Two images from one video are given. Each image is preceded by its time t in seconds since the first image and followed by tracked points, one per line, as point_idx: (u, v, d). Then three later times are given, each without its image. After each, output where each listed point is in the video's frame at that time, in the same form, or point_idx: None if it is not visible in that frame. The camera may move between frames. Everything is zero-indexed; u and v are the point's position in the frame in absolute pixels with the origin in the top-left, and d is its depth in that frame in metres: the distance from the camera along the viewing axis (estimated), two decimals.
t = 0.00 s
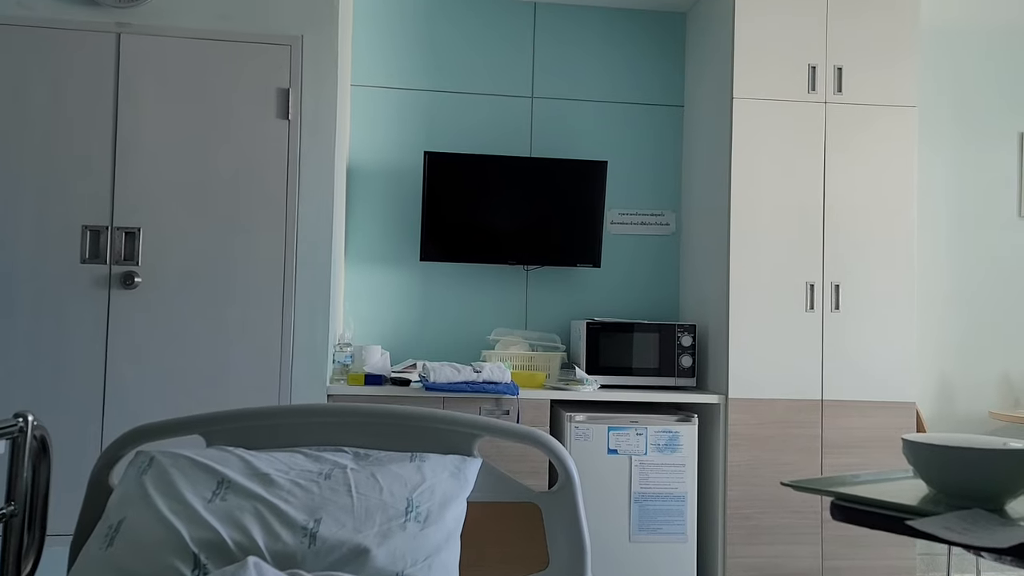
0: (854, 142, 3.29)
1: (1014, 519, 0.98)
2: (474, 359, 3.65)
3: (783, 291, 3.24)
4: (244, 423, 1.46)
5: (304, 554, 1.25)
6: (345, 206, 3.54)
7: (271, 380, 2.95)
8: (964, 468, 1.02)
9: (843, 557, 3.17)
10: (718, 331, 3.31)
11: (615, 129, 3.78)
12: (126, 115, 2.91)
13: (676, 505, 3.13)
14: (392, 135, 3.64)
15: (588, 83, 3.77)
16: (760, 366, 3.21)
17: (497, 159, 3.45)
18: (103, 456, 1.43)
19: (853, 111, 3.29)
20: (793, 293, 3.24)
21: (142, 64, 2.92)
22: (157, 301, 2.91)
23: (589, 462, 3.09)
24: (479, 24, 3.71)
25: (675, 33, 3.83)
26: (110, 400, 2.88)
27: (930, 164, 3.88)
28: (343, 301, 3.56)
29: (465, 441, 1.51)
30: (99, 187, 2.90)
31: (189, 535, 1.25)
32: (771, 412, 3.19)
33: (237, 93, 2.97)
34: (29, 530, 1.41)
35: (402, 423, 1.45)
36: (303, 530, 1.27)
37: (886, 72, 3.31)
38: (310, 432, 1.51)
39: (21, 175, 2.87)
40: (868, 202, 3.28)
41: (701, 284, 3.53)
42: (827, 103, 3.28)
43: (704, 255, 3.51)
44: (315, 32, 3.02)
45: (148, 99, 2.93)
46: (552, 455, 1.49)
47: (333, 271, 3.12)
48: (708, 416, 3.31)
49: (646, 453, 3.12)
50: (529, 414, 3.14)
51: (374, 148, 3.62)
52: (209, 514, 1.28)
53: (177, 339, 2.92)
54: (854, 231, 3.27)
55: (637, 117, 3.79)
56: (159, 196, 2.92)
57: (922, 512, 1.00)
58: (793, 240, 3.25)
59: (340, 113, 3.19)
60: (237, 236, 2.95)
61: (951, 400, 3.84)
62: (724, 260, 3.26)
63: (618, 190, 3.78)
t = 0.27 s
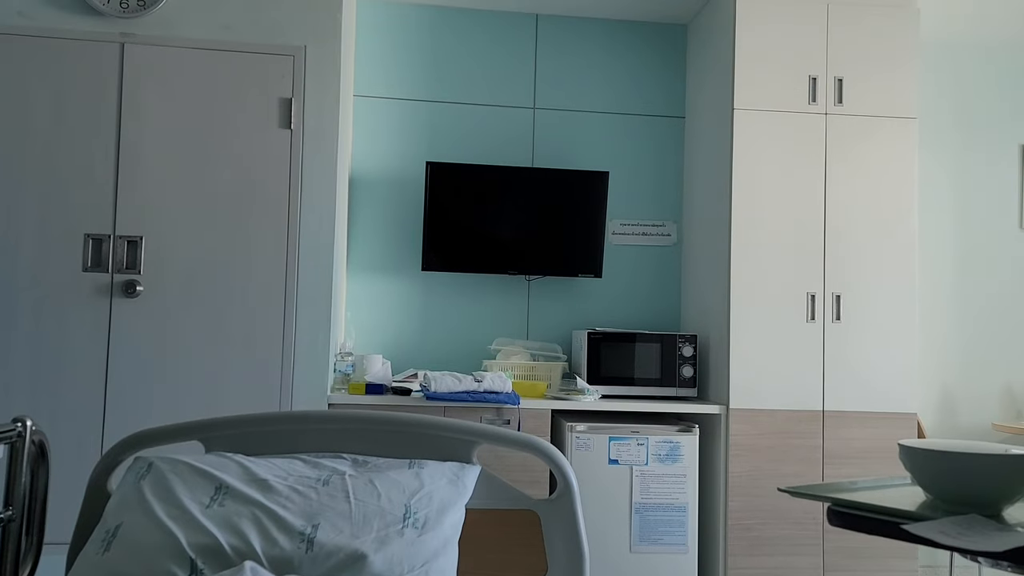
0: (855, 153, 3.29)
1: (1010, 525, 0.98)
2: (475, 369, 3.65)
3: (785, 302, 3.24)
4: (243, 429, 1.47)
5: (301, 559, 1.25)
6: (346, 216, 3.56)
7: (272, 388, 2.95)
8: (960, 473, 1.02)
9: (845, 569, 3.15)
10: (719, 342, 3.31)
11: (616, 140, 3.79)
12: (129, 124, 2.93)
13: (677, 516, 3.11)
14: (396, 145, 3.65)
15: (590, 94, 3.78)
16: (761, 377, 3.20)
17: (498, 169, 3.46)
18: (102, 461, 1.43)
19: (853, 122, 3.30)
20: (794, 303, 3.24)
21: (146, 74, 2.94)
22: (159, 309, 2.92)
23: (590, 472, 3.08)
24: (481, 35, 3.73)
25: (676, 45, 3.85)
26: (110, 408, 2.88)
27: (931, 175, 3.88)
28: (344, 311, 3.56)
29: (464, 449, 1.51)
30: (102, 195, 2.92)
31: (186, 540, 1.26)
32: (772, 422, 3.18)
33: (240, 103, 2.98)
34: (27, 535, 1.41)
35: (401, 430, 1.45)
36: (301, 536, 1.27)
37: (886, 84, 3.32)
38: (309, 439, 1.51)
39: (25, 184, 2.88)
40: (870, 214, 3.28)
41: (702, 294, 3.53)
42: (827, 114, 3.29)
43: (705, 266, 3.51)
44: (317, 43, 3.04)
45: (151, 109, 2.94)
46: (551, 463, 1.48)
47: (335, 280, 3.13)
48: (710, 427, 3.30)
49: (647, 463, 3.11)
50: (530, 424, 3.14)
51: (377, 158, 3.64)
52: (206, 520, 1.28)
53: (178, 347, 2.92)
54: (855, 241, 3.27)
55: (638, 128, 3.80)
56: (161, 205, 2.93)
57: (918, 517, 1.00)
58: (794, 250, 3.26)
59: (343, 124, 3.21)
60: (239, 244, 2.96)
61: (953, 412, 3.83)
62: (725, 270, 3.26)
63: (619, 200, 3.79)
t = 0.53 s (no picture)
0: (855, 163, 3.30)
1: (1000, 527, 0.98)
2: (474, 376, 3.65)
3: (784, 311, 3.24)
4: (238, 430, 1.47)
5: (293, 559, 1.25)
6: (347, 222, 3.56)
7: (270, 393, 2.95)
8: (952, 476, 1.02)
9: None
10: (718, 350, 3.31)
11: (617, 148, 3.80)
12: (131, 128, 2.94)
13: (675, 524, 3.11)
14: (397, 151, 3.66)
15: (591, 102, 3.79)
16: (760, 386, 3.20)
17: (499, 177, 3.47)
18: (97, 461, 1.43)
19: (853, 132, 3.31)
20: (794, 312, 3.24)
21: (148, 79, 2.96)
22: (158, 314, 2.92)
23: (588, 480, 3.07)
24: (482, 43, 3.74)
25: (677, 54, 3.86)
26: (109, 412, 2.88)
27: (931, 185, 3.88)
28: (344, 317, 3.56)
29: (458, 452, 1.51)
30: (103, 200, 2.92)
31: (179, 540, 1.26)
32: (772, 431, 3.18)
33: (241, 109, 3.00)
34: (21, 533, 1.42)
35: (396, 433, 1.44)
36: (294, 536, 1.27)
37: (886, 94, 3.33)
38: (305, 440, 1.51)
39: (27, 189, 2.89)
40: (870, 223, 3.29)
41: (701, 302, 3.53)
42: (827, 124, 3.30)
43: (705, 274, 3.51)
44: (318, 49, 3.05)
45: (153, 115, 2.96)
46: (546, 467, 1.48)
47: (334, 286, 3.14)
48: (709, 435, 3.29)
49: (645, 471, 3.10)
50: (529, 431, 3.13)
51: (378, 165, 3.65)
52: (199, 520, 1.28)
53: (176, 351, 2.92)
54: (855, 250, 3.28)
55: (638, 137, 3.81)
56: (162, 210, 2.94)
57: (909, 519, 1.00)
58: (794, 259, 3.26)
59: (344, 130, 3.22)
60: (240, 249, 2.97)
61: (953, 422, 3.82)
62: (725, 278, 3.27)
63: (619, 208, 3.79)
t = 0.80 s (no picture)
0: (857, 187, 3.31)
1: (999, 542, 0.97)
2: (475, 397, 3.64)
3: (786, 334, 3.24)
4: (237, 443, 1.46)
5: (290, 571, 1.24)
6: (351, 242, 3.58)
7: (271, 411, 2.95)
8: (950, 491, 1.02)
9: None
10: (721, 373, 3.30)
11: (620, 171, 3.82)
12: (137, 148, 2.97)
13: (676, 548, 3.08)
14: (401, 172, 3.69)
15: (595, 126, 3.82)
16: (763, 409, 3.19)
17: (503, 199, 3.49)
18: (96, 474, 1.43)
19: (855, 157, 3.32)
20: (796, 336, 3.24)
21: (156, 99, 2.99)
22: (161, 332, 2.93)
23: (589, 502, 3.05)
24: (487, 67, 3.78)
25: (680, 79, 3.89)
26: (110, 430, 2.88)
27: (932, 210, 3.90)
28: (346, 337, 3.57)
29: (458, 468, 1.50)
30: (108, 218, 2.94)
31: (176, 552, 1.25)
32: (774, 455, 3.16)
33: (247, 129, 3.03)
34: (18, 545, 1.41)
35: (395, 448, 1.44)
36: (291, 549, 1.26)
37: (887, 119, 3.35)
38: (304, 455, 1.51)
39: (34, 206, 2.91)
40: (872, 247, 3.29)
41: (704, 325, 3.53)
42: (829, 148, 3.32)
43: (708, 297, 3.51)
44: (324, 71, 3.09)
45: (160, 134, 2.98)
46: (545, 484, 1.48)
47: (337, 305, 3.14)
48: (711, 459, 3.27)
49: (647, 494, 3.08)
50: (530, 452, 3.12)
51: (383, 186, 3.67)
52: (197, 532, 1.28)
53: (178, 369, 2.93)
54: (857, 274, 3.28)
55: (641, 160, 3.83)
56: (167, 228, 2.96)
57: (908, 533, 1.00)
58: (796, 282, 3.26)
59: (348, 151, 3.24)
60: (244, 267, 2.99)
61: (958, 448, 3.79)
62: (727, 301, 3.27)
63: (622, 231, 3.81)
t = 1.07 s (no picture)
0: (859, 213, 3.33)
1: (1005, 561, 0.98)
2: (478, 421, 3.63)
3: (790, 360, 3.23)
4: (241, 464, 1.46)
5: None
6: (355, 266, 3.60)
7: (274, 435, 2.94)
8: (958, 510, 1.02)
9: None
10: (724, 398, 3.30)
11: (623, 197, 3.84)
12: (144, 172, 3.00)
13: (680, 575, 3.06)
14: (405, 197, 3.71)
15: (598, 152, 3.85)
16: (767, 434, 3.18)
17: (506, 224, 3.50)
18: (100, 493, 1.42)
19: (857, 183, 3.34)
20: (800, 361, 3.24)
21: (164, 124, 3.02)
22: (165, 355, 2.93)
23: (593, 528, 3.03)
24: (491, 94, 3.82)
25: (682, 106, 3.93)
26: (112, 453, 2.87)
27: (934, 237, 3.91)
28: (349, 361, 3.57)
29: (461, 489, 1.50)
30: (114, 242, 2.96)
31: (180, 571, 1.26)
32: (779, 481, 3.14)
33: (253, 154, 3.05)
34: (22, 565, 1.41)
35: (399, 469, 1.44)
36: (295, 568, 1.27)
37: (889, 146, 3.38)
38: (308, 475, 1.51)
39: (41, 230, 2.93)
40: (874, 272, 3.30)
41: (707, 351, 3.53)
42: (831, 174, 3.34)
43: (711, 322, 3.51)
44: (330, 97, 3.12)
45: (167, 159, 3.01)
46: (549, 505, 1.47)
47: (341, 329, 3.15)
48: (715, 485, 3.26)
49: (651, 521, 3.06)
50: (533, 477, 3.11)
51: (387, 211, 3.70)
52: (201, 552, 1.28)
53: (182, 392, 2.93)
54: (860, 299, 3.28)
55: (644, 186, 3.86)
56: (173, 252, 2.98)
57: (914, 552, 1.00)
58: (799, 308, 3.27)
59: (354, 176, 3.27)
60: (249, 291, 3.00)
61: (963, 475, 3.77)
62: (731, 326, 3.27)
63: (625, 256, 3.82)
